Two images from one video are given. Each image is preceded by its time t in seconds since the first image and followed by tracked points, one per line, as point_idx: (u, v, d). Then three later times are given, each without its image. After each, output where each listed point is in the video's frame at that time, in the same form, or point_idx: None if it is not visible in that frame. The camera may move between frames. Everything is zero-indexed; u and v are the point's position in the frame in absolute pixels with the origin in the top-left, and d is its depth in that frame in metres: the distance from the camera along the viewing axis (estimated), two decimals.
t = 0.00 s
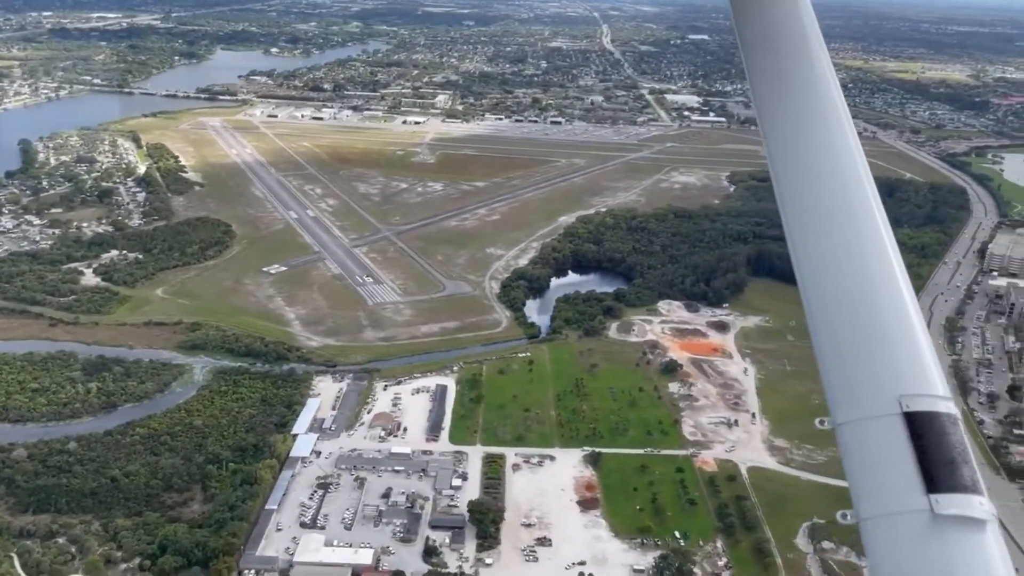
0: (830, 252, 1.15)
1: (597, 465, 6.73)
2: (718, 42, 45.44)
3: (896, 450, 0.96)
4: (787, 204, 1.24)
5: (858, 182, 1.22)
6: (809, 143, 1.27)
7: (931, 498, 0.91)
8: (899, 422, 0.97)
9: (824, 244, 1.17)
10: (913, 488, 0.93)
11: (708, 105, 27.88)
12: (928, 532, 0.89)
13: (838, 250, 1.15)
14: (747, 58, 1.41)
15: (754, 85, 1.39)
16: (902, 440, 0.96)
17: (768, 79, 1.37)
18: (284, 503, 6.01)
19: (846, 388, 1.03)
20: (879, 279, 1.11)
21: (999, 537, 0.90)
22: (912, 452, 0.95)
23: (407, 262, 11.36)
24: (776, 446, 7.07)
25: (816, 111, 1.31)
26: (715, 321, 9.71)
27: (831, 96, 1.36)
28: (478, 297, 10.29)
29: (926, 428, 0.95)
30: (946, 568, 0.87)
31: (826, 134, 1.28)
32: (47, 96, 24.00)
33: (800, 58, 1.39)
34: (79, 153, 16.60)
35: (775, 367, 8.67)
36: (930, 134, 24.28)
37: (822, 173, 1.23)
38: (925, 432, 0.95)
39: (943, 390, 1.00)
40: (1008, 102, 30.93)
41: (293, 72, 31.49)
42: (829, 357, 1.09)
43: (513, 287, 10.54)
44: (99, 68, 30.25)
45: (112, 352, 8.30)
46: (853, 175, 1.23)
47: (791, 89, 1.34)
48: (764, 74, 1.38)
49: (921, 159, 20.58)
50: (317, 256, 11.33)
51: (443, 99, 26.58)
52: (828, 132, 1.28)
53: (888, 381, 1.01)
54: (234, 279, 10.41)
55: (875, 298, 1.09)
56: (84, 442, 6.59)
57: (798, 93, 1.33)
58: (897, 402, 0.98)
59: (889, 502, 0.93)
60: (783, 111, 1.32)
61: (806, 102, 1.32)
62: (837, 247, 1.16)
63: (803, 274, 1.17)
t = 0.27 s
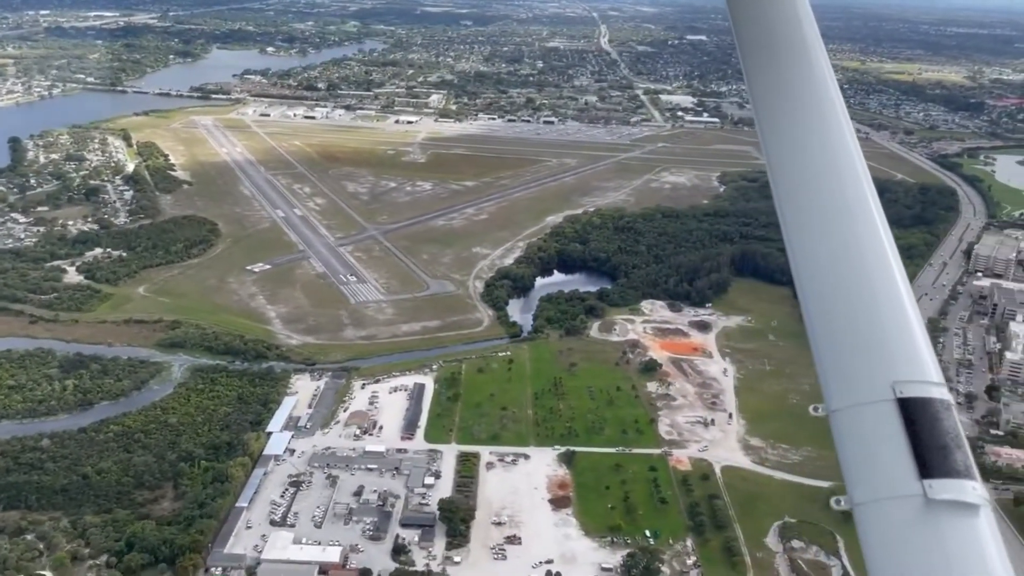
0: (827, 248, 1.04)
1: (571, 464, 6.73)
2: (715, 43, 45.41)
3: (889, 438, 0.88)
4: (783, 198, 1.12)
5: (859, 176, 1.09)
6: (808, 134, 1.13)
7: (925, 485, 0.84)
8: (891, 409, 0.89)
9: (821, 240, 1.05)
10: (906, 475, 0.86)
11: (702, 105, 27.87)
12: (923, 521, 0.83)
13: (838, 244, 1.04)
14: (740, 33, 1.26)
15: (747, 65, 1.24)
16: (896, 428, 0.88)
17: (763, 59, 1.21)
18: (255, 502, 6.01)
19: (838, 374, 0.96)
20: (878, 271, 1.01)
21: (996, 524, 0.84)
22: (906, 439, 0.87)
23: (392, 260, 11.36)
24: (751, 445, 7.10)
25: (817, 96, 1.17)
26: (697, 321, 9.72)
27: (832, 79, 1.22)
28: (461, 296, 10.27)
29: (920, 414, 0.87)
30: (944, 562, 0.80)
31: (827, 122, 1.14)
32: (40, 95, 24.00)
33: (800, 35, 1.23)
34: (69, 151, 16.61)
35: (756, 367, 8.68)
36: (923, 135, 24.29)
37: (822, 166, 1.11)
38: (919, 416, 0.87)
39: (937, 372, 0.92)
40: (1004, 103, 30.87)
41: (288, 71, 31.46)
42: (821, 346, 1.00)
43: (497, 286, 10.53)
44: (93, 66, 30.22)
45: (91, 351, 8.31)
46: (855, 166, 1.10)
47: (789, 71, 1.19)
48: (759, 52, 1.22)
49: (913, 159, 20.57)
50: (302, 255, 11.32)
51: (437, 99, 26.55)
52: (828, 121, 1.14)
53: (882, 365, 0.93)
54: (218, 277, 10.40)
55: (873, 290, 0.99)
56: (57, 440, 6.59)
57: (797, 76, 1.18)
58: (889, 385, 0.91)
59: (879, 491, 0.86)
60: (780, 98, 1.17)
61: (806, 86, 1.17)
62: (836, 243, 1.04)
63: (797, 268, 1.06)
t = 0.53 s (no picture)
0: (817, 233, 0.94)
1: (544, 464, 6.72)
2: (711, 45, 45.45)
3: (882, 431, 0.80)
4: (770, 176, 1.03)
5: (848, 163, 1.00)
6: (797, 124, 1.03)
7: (918, 479, 0.75)
8: (884, 406, 0.80)
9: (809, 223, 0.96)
10: (898, 470, 0.77)
11: (695, 107, 27.90)
12: (915, 521, 0.74)
13: (829, 227, 0.95)
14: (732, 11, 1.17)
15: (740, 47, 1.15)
16: (888, 421, 0.80)
17: (754, 39, 1.12)
18: (225, 501, 6.00)
19: (827, 364, 0.87)
20: (867, 257, 0.92)
21: (991, 523, 0.76)
22: (900, 433, 0.79)
23: (376, 260, 11.34)
24: (725, 446, 7.10)
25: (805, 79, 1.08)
26: (678, 322, 9.73)
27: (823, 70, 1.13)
28: (443, 296, 10.25)
29: (913, 408, 0.79)
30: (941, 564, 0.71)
31: (819, 108, 1.05)
32: (32, 94, 24.02)
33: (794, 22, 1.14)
34: (58, 150, 16.61)
35: (735, 368, 8.67)
36: (915, 138, 24.31)
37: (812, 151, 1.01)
38: (913, 412, 0.78)
39: (931, 368, 0.83)
40: (998, 106, 30.88)
41: (282, 72, 31.46)
42: (810, 335, 0.91)
43: (480, 287, 10.51)
44: (87, 66, 30.22)
45: (68, 349, 8.31)
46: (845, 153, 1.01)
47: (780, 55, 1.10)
48: (749, 31, 1.14)
49: (904, 162, 20.59)
50: (285, 255, 11.30)
51: (430, 99, 26.55)
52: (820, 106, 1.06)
53: (873, 356, 0.84)
54: (200, 277, 10.40)
55: (866, 278, 0.90)
56: (30, 438, 6.59)
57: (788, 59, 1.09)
58: (882, 379, 0.82)
59: (872, 485, 0.77)
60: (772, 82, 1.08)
61: (796, 71, 1.08)
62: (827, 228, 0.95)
63: (789, 260, 0.97)
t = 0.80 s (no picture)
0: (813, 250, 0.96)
1: (516, 464, 6.72)
2: (706, 48, 45.47)
3: (878, 435, 0.80)
4: (768, 195, 1.04)
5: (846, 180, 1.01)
6: (799, 152, 1.03)
7: (912, 480, 0.76)
8: (878, 409, 0.81)
9: (807, 237, 0.97)
10: (893, 472, 0.77)
11: (687, 109, 27.90)
12: (909, 521, 0.75)
13: (824, 241, 0.96)
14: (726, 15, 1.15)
15: (736, 54, 1.14)
16: (882, 425, 0.80)
17: (750, 50, 1.11)
18: (194, 500, 5.99)
19: (823, 371, 0.88)
20: (861, 269, 0.93)
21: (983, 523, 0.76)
22: (894, 435, 0.79)
23: (360, 261, 11.33)
24: (699, 447, 7.11)
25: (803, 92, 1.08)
26: (658, 323, 9.73)
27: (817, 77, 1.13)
28: (425, 296, 10.25)
29: (906, 412, 0.79)
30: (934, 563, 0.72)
31: (820, 131, 1.05)
32: (24, 95, 24.02)
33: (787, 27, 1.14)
34: (45, 150, 16.60)
35: (713, 370, 8.67)
36: (907, 141, 24.32)
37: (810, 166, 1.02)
38: (906, 415, 0.79)
39: (924, 373, 0.84)
40: (991, 110, 30.88)
41: (275, 73, 31.42)
42: (807, 345, 0.92)
43: (462, 287, 10.50)
44: (80, 66, 30.18)
45: (45, 349, 8.31)
46: (843, 167, 1.02)
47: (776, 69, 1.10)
48: (745, 39, 1.13)
49: (894, 165, 20.59)
50: (268, 255, 11.29)
51: (422, 101, 26.53)
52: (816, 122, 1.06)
53: (867, 361, 0.85)
54: (182, 277, 10.39)
55: (863, 289, 0.91)
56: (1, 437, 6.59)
57: (783, 73, 1.09)
58: (876, 384, 0.83)
59: (868, 486, 0.78)
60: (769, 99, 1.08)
61: (797, 93, 1.07)
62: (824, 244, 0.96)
63: (790, 280, 0.97)
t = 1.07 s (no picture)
0: (815, 246, 0.94)
1: (488, 466, 6.70)
2: (702, 53, 45.51)
3: (878, 439, 0.80)
4: (767, 188, 1.01)
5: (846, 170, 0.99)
6: (802, 161, 0.99)
7: (912, 486, 0.76)
8: (880, 412, 0.81)
9: (808, 232, 0.95)
10: (894, 477, 0.78)
11: (679, 113, 27.92)
12: (910, 527, 0.76)
13: (827, 237, 0.94)
14: None
15: (731, 40, 1.11)
16: (884, 429, 0.80)
17: (749, 33, 1.07)
18: (163, 503, 5.97)
19: (826, 372, 0.87)
20: (863, 267, 0.92)
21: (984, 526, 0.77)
22: (895, 441, 0.79)
23: (343, 262, 11.31)
24: (673, 449, 7.11)
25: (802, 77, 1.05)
26: (639, 325, 9.72)
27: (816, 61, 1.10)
28: (406, 299, 10.23)
29: (907, 416, 0.79)
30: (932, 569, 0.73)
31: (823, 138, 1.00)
32: (15, 97, 24.04)
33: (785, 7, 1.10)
34: (33, 152, 16.61)
35: (691, 372, 8.67)
36: (898, 145, 24.30)
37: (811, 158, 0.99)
38: (907, 419, 0.79)
39: (926, 375, 0.84)
40: (984, 115, 30.90)
41: (268, 76, 31.40)
42: (807, 344, 0.91)
43: (444, 289, 10.49)
44: (73, 69, 30.19)
45: (22, 349, 8.30)
46: (842, 156, 1.00)
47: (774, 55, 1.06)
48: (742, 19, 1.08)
49: (884, 168, 20.58)
50: (250, 257, 11.27)
51: (415, 103, 26.51)
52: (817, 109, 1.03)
53: (869, 364, 0.85)
54: (164, 278, 10.38)
55: (866, 289, 0.90)
56: None
57: (782, 59, 1.06)
58: (877, 387, 0.83)
59: (870, 492, 0.78)
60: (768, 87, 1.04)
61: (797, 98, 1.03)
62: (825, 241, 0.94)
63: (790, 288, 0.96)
